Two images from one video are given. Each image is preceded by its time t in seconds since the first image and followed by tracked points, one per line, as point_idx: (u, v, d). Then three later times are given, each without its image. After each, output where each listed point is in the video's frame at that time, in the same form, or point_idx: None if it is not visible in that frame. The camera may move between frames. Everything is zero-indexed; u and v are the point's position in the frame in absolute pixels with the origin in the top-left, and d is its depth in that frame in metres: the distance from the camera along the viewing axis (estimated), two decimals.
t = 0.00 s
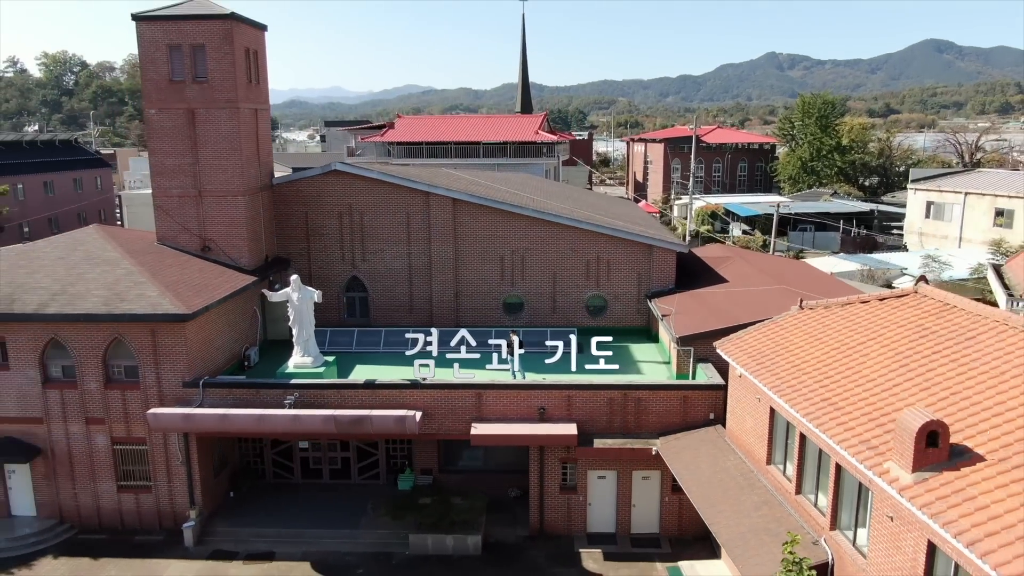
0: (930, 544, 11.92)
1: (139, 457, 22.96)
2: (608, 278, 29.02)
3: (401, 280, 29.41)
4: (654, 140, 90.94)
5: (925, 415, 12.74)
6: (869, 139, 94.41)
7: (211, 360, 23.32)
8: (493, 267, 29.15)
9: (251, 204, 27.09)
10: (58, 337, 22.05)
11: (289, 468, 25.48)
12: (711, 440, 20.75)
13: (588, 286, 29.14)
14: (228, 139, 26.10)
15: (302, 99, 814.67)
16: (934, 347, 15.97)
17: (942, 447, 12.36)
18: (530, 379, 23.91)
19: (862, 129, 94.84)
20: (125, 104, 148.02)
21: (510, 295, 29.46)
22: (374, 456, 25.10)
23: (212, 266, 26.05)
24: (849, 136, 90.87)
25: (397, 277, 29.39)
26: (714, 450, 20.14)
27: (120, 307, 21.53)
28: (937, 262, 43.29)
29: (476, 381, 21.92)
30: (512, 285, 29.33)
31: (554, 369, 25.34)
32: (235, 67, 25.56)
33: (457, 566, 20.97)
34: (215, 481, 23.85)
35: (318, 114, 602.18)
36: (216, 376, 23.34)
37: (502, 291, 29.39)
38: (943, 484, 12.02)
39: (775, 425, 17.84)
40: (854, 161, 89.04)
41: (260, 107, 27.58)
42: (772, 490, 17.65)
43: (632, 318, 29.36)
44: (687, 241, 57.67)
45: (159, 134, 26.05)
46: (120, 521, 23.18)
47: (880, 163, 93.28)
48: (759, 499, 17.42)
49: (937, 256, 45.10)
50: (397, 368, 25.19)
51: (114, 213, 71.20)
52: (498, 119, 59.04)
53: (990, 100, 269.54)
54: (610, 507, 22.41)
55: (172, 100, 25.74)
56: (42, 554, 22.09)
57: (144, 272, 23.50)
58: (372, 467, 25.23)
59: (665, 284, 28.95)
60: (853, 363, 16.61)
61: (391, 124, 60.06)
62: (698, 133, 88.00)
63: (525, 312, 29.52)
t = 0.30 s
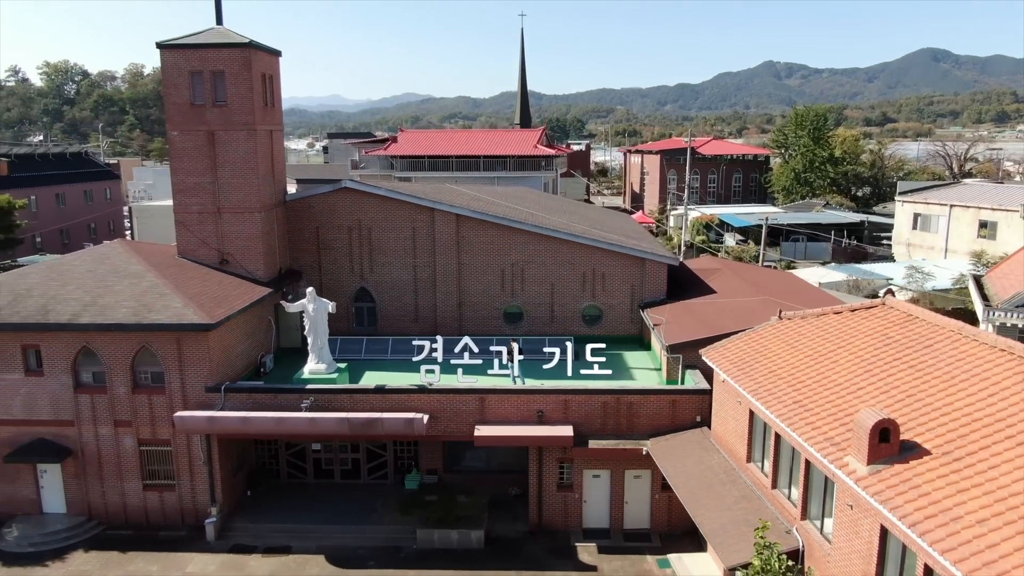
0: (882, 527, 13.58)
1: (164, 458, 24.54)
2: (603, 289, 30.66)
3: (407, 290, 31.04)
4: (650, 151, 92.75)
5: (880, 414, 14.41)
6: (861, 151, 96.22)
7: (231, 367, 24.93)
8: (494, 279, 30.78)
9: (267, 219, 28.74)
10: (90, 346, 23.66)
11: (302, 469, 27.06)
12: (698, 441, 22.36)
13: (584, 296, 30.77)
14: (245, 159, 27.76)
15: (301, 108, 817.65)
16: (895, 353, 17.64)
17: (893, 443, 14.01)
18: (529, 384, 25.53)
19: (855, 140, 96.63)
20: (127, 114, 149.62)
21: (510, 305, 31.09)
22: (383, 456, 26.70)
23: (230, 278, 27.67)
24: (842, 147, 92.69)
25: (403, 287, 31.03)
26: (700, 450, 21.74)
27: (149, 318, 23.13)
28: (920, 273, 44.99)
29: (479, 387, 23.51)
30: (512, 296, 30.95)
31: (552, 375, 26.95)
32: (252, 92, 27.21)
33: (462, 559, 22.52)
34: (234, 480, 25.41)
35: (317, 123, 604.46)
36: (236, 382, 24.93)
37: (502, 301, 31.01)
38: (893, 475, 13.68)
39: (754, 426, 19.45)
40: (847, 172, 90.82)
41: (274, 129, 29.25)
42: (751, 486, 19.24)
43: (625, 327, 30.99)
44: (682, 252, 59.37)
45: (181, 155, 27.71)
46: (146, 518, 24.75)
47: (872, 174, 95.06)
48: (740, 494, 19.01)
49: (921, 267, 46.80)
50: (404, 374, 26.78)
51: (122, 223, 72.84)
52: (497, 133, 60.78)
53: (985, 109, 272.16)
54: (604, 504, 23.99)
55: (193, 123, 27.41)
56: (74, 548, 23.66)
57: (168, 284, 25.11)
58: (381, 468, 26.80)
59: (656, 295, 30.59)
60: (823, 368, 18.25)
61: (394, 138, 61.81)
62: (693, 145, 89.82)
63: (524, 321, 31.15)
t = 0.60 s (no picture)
0: (842, 516, 15.18)
1: (184, 459, 26.10)
2: (598, 299, 32.30)
3: (411, 300, 32.67)
4: (646, 162, 94.58)
5: (843, 415, 16.03)
6: (854, 161, 98.01)
7: (248, 372, 26.53)
8: (494, 289, 32.41)
9: (280, 234, 30.39)
10: (117, 353, 25.27)
11: (313, 470, 28.63)
12: (685, 442, 23.97)
13: (580, 305, 32.40)
14: (260, 177, 29.43)
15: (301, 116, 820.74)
16: (862, 361, 19.28)
17: (853, 440, 15.63)
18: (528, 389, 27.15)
19: (848, 151, 98.43)
20: (131, 123, 151.40)
21: (510, 314, 32.72)
22: (389, 458, 28.28)
23: (245, 290, 29.31)
24: (834, 159, 94.52)
25: (408, 297, 32.66)
26: (687, 451, 23.34)
27: (172, 327, 24.75)
28: (905, 283, 46.71)
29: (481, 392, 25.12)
30: (511, 305, 32.56)
31: (549, 380, 28.58)
32: (267, 114, 28.91)
33: (464, 553, 24.10)
34: (250, 480, 26.96)
35: (317, 131, 606.97)
36: (253, 387, 26.54)
37: (502, 311, 32.64)
38: (853, 469, 15.29)
39: (735, 427, 21.06)
40: (839, 182, 92.62)
41: (287, 148, 30.93)
42: (733, 483, 20.82)
43: (619, 335, 32.62)
44: (676, 262, 61.08)
45: (200, 173, 29.39)
46: (167, 515, 26.30)
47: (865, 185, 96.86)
48: (722, 490, 20.61)
49: (906, 277, 48.48)
50: (410, 380, 28.40)
51: (130, 233, 74.53)
52: (497, 146, 62.49)
53: (981, 119, 274.72)
54: (598, 502, 25.56)
55: (210, 143, 29.09)
56: (100, 543, 25.20)
57: (188, 296, 26.73)
58: (387, 468, 28.38)
59: (648, 305, 32.25)
60: (797, 374, 19.89)
61: (397, 151, 63.56)
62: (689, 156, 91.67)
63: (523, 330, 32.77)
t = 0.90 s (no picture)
0: (809, 507, 16.78)
1: (202, 460, 27.68)
2: (593, 308, 33.94)
3: (415, 309, 34.30)
4: (643, 173, 96.38)
5: (811, 417, 17.65)
6: (847, 172, 99.82)
7: (261, 379, 28.13)
8: (494, 299, 34.05)
9: (291, 247, 32.03)
10: (139, 360, 26.87)
11: (323, 471, 30.20)
12: (673, 444, 25.59)
13: (576, 314, 34.03)
14: (272, 193, 31.09)
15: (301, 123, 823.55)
16: (834, 368, 20.92)
17: (819, 439, 17.25)
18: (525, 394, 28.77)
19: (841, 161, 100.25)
20: (135, 133, 153.19)
21: (509, 323, 34.33)
22: (395, 460, 29.87)
23: (258, 300, 30.94)
24: (827, 169, 96.30)
25: (411, 306, 34.29)
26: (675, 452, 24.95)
27: (192, 336, 26.37)
28: (890, 292, 48.39)
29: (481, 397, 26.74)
30: (510, 314, 34.18)
31: (546, 386, 30.20)
32: (279, 134, 30.59)
33: (466, 548, 25.66)
34: (263, 481, 28.53)
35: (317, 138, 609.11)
36: (266, 392, 28.14)
37: (501, 319, 34.25)
38: (818, 465, 16.90)
39: (718, 430, 22.66)
40: (832, 192, 94.38)
41: (297, 165, 32.60)
42: (716, 481, 22.42)
43: (613, 343, 34.24)
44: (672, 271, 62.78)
45: (215, 190, 31.05)
46: (185, 513, 27.86)
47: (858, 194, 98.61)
48: (705, 488, 22.20)
49: (892, 287, 50.13)
50: (415, 385, 30.02)
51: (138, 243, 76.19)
52: (496, 158, 64.25)
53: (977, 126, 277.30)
54: (592, 501, 27.14)
55: (225, 161, 30.76)
56: (123, 539, 26.75)
57: (206, 306, 28.34)
58: (393, 469, 29.96)
59: (641, 314, 33.89)
60: (774, 380, 21.52)
61: (399, 163, 65.29)
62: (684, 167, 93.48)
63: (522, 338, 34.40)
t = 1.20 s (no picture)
0: (783, 502, 18.38)
1: (218, 462, 29.26)
2: (589, 318, 35.57)
3: (418, 319, 35.96)
4: (640, 184, 98.11)
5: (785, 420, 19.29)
6: (841, 182, 101.52)
7: (275, 385, 29.75)
8: (494, 309, 35.68)
9: (301, 259, 33.69)
10: (160, 367, 28.48)
11: (332, 473, 31.79)
12: (663, 446, 27.20)
13: (572, 324, 35.66)
14: (284, 209, 32.76)
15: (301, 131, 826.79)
16: (811, 375, 22.54)
17: (792, 440, 18.87)
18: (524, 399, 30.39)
19: (835, 172, 101.96)
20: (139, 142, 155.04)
21: (509, 332, 35.96)
22: (400, 462, 31.46)
23: (270, 310, 32.58)
24: (822, 180, 98.01)
25: (415, 316, 35.93)
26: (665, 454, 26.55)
27: (210, 345, 27.99)
28: (877, 302, 49.98)
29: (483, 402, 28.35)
30: (509, 324, 35.81)
31: (544, 391, 31.82)
32: (291, 153, 32.28)
33: (468, 544, 27.22)
34: (275, 481, 30.11)
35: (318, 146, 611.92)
36: (279, 398, 29.75)
37: (501, 329, 35.87)
38: (791, 463, 18.51)
39: (704, 433, 24.26)
40: (826, 203, 96.07)
41: (307, 182, 34.29)
42: (702, 481, 24.02)
43: (608, 351, 35.87)
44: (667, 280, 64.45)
45: (230, 205, 32.73)
46: (202, 512, 29.44)
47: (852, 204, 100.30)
48: (692, 487, 23.79)
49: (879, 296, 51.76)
50: (420, 391, 31.64)
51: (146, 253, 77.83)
52: (497, 171, 65.96)
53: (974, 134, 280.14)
54: (587, 500, 28.73)
55: (240, 179, 32.45)
56: (144, 537, 28.31)
57: (222, 316, 29.98)
58: (398, 471, 31.55)
59: (634, 323, 35.53)
60: (756, 386, 23.13)
61: (401, 176, 67.02)
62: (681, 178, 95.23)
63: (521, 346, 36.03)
